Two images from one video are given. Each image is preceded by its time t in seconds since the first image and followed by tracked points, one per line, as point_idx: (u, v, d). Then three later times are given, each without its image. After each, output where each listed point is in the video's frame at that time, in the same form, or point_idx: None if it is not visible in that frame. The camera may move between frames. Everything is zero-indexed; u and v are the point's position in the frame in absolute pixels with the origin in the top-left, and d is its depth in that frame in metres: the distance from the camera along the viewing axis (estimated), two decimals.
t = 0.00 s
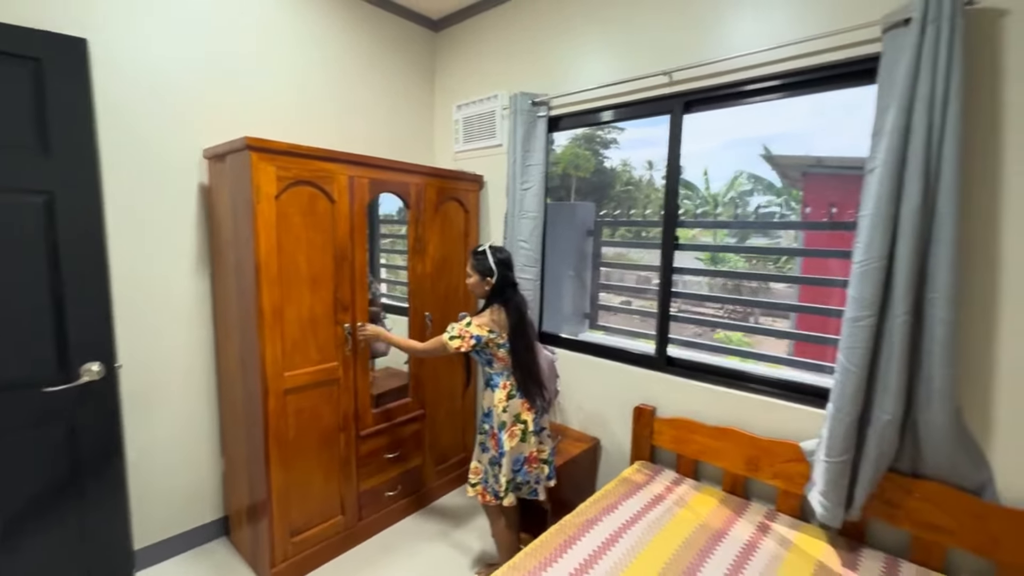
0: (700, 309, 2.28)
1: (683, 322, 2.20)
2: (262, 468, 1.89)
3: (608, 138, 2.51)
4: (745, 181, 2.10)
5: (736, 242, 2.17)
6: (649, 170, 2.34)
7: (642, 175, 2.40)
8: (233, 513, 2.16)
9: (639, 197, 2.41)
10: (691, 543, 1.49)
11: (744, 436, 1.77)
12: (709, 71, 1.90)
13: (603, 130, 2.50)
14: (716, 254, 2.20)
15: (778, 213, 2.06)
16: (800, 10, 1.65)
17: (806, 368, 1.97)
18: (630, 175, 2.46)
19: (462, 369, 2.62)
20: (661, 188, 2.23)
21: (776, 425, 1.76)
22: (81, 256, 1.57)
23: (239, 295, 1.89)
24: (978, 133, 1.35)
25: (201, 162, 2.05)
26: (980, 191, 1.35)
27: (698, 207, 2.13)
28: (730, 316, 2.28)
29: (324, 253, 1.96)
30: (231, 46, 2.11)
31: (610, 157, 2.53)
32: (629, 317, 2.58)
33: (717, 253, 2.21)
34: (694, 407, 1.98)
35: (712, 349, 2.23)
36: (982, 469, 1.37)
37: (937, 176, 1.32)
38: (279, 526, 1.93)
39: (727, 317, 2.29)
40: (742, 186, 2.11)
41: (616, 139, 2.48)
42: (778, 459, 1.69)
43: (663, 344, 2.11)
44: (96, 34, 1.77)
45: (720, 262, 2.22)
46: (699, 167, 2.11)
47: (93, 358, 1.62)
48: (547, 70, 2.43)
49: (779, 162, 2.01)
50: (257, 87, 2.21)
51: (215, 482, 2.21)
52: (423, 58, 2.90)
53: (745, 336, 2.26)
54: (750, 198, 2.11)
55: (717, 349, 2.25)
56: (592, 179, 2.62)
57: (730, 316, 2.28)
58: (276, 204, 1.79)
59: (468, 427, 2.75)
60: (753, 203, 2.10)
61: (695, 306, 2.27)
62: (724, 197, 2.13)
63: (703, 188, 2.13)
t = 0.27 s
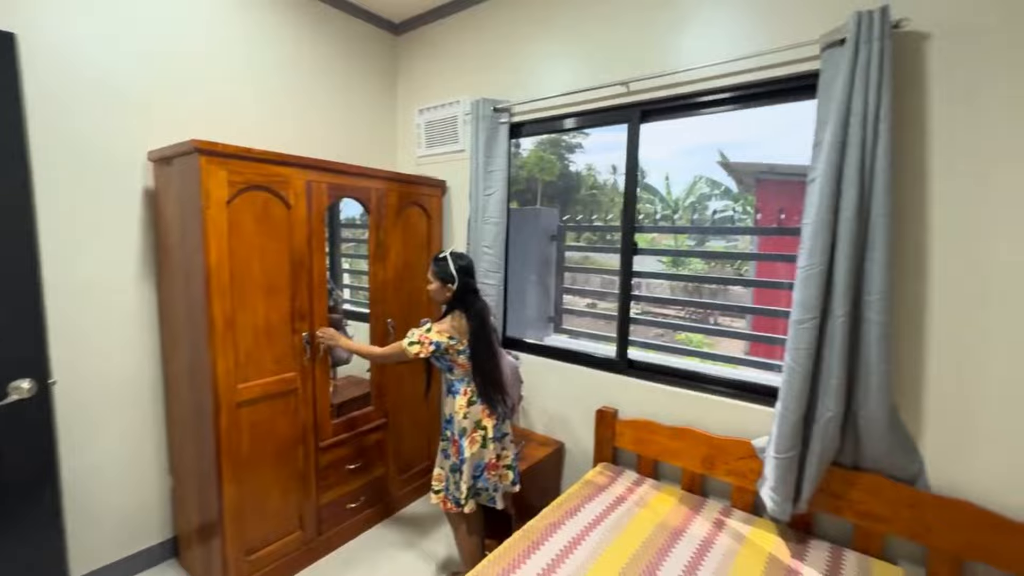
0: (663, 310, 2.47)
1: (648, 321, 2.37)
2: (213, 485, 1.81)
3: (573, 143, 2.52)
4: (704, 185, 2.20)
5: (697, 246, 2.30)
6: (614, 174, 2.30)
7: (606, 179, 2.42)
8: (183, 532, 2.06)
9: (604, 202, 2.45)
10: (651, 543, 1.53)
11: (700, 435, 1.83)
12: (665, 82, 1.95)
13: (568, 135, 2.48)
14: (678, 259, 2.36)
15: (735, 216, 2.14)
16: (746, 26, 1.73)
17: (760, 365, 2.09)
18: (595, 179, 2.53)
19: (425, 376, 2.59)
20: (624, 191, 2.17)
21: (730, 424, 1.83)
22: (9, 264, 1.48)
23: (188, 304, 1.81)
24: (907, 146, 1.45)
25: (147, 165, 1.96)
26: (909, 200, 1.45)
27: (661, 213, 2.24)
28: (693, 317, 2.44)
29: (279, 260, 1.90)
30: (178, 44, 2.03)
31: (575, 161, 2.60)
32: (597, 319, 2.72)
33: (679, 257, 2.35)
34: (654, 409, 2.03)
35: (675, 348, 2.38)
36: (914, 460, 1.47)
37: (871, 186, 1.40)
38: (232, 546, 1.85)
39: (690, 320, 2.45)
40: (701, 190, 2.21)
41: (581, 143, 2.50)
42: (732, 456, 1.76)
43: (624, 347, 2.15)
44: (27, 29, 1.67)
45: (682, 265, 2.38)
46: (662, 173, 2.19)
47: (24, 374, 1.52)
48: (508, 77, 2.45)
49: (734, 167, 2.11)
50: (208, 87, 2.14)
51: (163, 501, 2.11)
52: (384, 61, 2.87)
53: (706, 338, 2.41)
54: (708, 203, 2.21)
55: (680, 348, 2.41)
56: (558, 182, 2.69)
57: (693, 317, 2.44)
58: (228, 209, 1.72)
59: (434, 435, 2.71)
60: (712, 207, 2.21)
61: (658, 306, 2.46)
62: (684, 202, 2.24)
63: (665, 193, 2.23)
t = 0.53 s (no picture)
0: (625, 313, 2.51)
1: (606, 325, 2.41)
2: (157, 506, 1.71)
3: (537, 147, 2.50)
4: (663, 190, 2.24)
5: (657, 251, 2.34)
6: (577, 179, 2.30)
7: (570, 184, 2.40)
8: (124, 558, 1.94)
9: (567, 208, 2.45)
10: (612, 545, 1.55)
11: (658, 436, 1.87)
12: (622, 92, 2.00)
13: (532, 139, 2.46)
14: (639, 265, 2.36)
15: (693, 220, 2.23)
16: (698, 39, 1.80)
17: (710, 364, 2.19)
18: (559, 183, 2.51)
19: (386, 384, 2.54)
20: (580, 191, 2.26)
21: (687, 424, 1.88)
22: None
23: (128, 315, 1.71)
24: (845, 157, 1.53)
25: (82, 167, 1.85)
26: (847, 208, 1.54)
27: (622, 216, 2.27)
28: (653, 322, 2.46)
29: (229, 268, 1.82)
30: (117, 40, 1.92)
31: (540, 165, 2.57)
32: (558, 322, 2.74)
33: (641, 261, 2.36)
34: (614, 411, 2.06)
35: (635, 351, 2.43)
36: (854, 454, 1.56)
37: (813, 194, 1.48)
38: (178, 569, 1.75)
39: (651, 322, 2.47)
40: (661, 195, 2.26)
41: (545, 147, 2.47)
42: (688, 456, 1.81)
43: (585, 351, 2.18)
44: None
45: (645, 269, 2.36)
46: (623, 177, 2.23)
47: None
48: (469, 82, 2.45)
49: (691, 173, 2.14)
50: (151, 86, 2.04)
51: (102, 524, 1.98)
52: (342, 63, 2.81)
53: (665, 342, 2.43)
54: (668, 207, 2.27)
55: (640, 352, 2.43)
56: (523, 186, 2.68)
57: (654, 321, 2.47)
58: (172, 215, 1.64)
59: (396, 445, 2.66)
60: (672, 212, 2.28)
61: (620, 309, 2.52)
62: (644, 206, 2.28)
63: (626, 197, 2.26)
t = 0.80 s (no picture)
0: (593, 317, 2.53)
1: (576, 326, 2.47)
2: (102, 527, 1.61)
3: (506, 151, 2.53)
4: (630, 195, 2.31)
5: (625, 254, 2.43)
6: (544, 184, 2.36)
7: (540, 188, 2.42)
8: None
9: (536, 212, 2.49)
10: (579, 547, 1.56)
11: (624, 438, 1.90)
12: (587, 98, 2.02)
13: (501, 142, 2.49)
14: (607, 268, 2.47)
15: (658, 225, 2.27)
16: (659, 48, 1.84)
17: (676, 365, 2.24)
18: (530, 187, 2.51)
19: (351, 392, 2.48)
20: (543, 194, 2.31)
21: (652, 425, 1.91)
22: None
23: (70, 325, 1.62)
24: (797, 164, 1.60)
25: (18, 167, 1.74)
26: (799, 214, 1.60)
27: (592, 220, 2.34)
28: (623, 323, 2.52)
29: (182, 274, 1.75)
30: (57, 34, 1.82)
31: (511, 169, 2.58)
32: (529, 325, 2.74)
33: (609, 264, 2.46)
34: (582, 414, 2.07)
35: (604, 354, 2.44)
36: (809, 449, 1.62)
37: (767, 200, 1.54)
38: None
39: (620, 325, 2.52)
40: (628, 200, 2.32)
41: (515, 151, 2.50)
42: (653, 456, 1.84)
43: (553, 355, 2.19)
44: None
45: (613, 271, 2.47)
46: (592, 182, 2.28)
47: None
48: (435, 86, 2.43)
49: (655, 178, 2.21)
50: (96, 83, 1.94)
51: (42, 548, 1.86)
52: (304, 63, 2.74)
53: (634, 343, 2.48)
54: (635, 211, 2.33)
55: (610, 353, 2.47)
56: (493, 189, 2.68)
57: (623, 323, 2.51)
58: (119, 219, 1.56)
59: (362, 453, 2.60)
60: (638, 216, 2.33)
61: (588, 313, 2.53)
62: (612, 210, 2.34)
63: (595, 201, 2.32)
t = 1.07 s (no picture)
0: (566, 319, 2.57)
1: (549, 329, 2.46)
2: (46, 550, 1.52)
3: (480, 153, 2.45)
4: (603, 200, 2.31)
5: (597, 257, 2.41)
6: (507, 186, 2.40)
7: (513, 192, 2.34)
8: None
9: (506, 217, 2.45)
10: (550, 552, 1.56)
11: (595, 441, 1.91)
12: (556, 104, 2.04)
13: (473, 145, 2.40)
14: (579, 273, 2.48)
15: (627, 229, 2.26)
16: (626, 56, 1.87)
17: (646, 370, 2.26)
18: (503, 190, 2.44)
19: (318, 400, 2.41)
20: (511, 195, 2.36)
21: (622, 428, 1.93)
22: None
23: (10, 335, 1.52)
24: (757, 172, 1.65)
25: None
26: (760, 219, 1.66)
27: (565, 224, 2.35)
28: (596, 326, 2.55)
29: (135, 280, 1.67)
30: None
31: (484, 172, 2.53)
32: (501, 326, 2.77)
33: (582, 268, 2.47)
34: (553, 418, 2.08)
35: (576, 360, 2.41)
36: (771, 448, 1.67)
37: (729, 206, 1.58)
38: None
39: (591, 328, 2.55)
40: (601, 204, 2.32)
41: (488, 154, 2.42)
42: (623, 459, 1.86)
43: (523, 360, 2.19)
44: None
45: (585, 275, 2.49)
46: (564, 186, 2.30)
47: None
48: (403, 88, 2.41)
49: (626, 184, 2.22)
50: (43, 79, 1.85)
51: None
52: (267, 62, 2.67)
53: (606, 346, 2.49)
54: (607, 215, 2.31)
55: (583, 358, 2.46)
56: (466, 192, 2.63)
57: (596, 327, 2.55)
58: (64, 223, 1.48)
59: (331, 463, 2.54)
60: (609, 220, 2.31)
61: (561, 315, 2.57)
62: (584, 214, 2.34)
63: (567, 206, 2.33)
